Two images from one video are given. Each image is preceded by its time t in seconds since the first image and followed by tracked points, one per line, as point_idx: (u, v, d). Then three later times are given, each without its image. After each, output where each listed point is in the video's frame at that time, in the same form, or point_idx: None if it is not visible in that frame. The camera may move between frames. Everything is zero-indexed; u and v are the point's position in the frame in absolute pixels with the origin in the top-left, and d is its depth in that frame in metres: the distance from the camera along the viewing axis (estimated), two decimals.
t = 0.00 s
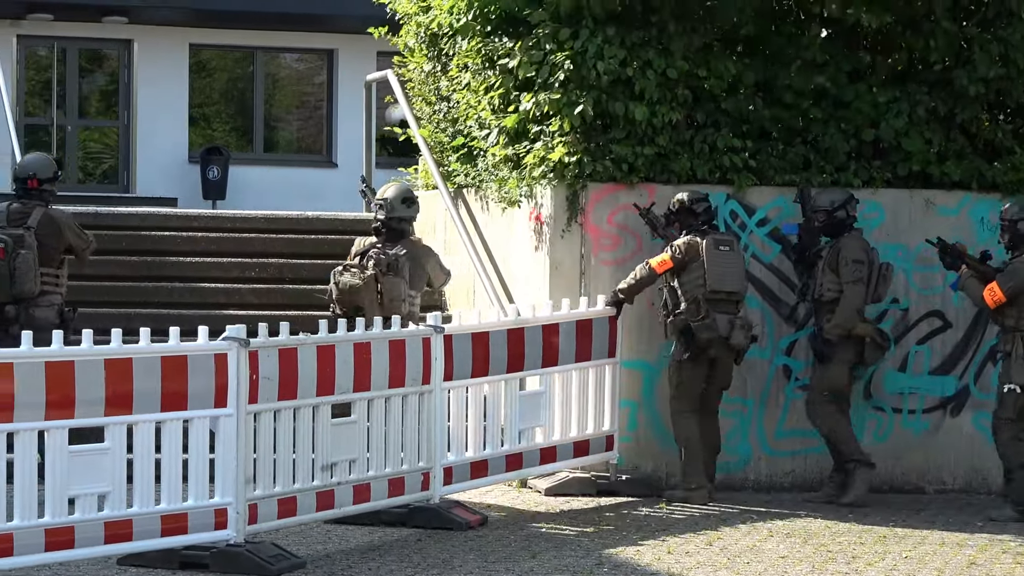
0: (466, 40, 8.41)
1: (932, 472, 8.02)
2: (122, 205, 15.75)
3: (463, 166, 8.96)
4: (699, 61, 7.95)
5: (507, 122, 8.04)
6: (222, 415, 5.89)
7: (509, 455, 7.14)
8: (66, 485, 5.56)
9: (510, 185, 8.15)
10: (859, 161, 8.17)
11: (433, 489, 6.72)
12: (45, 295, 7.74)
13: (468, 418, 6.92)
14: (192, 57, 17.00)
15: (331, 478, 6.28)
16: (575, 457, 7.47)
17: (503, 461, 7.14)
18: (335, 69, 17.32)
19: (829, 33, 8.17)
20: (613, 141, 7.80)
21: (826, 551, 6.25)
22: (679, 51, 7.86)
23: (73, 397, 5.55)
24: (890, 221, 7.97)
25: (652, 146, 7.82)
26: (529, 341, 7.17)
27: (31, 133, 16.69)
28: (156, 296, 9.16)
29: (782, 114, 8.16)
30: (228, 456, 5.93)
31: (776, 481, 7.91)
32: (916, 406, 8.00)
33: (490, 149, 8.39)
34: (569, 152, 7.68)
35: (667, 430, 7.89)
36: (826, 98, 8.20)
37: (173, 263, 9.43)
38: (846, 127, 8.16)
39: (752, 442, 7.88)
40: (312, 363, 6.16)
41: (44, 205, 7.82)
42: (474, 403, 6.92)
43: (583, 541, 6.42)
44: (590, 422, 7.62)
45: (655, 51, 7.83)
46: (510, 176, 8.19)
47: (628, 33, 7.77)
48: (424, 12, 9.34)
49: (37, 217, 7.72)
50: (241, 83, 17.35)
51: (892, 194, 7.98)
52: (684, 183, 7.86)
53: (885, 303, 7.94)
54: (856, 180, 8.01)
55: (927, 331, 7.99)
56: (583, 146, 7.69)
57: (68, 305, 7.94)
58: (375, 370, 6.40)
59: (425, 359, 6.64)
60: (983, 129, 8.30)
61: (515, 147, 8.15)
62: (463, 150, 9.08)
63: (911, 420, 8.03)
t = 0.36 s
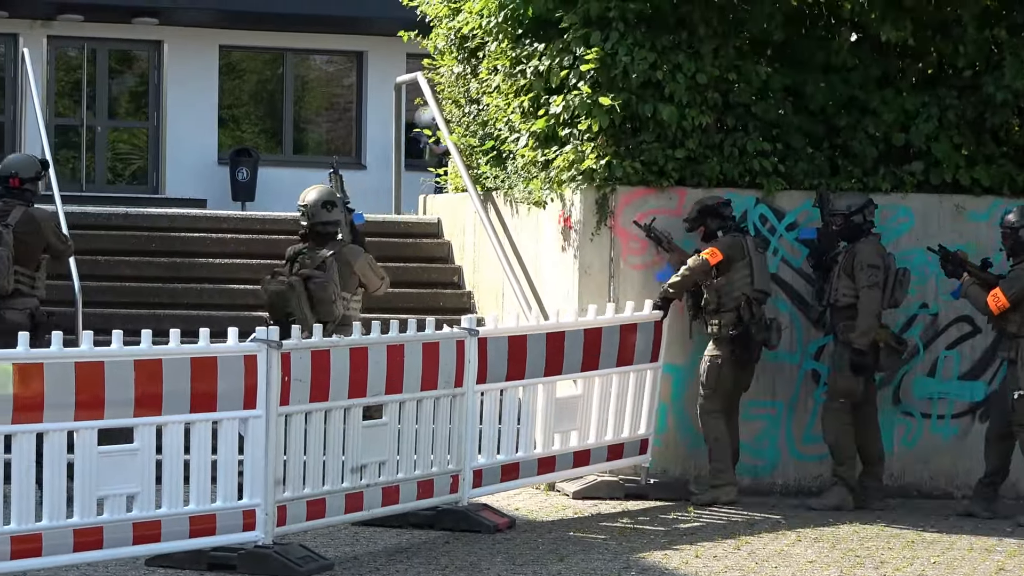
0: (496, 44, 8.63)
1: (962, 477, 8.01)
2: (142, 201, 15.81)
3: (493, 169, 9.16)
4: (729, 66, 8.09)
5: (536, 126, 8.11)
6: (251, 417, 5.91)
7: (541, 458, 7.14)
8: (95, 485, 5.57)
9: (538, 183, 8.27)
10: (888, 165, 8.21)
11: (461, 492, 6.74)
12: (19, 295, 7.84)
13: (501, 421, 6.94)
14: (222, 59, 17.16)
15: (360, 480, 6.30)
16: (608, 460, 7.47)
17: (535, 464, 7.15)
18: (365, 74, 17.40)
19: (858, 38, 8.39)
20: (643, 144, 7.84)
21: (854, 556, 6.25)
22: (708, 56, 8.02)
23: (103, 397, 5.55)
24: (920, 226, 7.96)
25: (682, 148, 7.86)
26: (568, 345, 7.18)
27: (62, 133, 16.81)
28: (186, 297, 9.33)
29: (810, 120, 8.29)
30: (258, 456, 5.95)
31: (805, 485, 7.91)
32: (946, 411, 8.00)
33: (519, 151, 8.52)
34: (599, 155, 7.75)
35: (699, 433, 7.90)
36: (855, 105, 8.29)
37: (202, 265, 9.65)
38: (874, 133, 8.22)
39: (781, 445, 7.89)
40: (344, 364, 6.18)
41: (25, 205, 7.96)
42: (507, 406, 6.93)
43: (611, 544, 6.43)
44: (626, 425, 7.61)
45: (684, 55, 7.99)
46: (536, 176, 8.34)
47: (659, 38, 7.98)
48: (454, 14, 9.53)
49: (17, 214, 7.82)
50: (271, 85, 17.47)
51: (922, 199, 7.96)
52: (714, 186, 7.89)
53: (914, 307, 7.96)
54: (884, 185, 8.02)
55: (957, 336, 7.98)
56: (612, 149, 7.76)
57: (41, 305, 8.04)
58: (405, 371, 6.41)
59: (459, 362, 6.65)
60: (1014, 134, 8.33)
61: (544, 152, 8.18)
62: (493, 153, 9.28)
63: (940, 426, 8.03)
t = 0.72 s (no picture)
0: (527, 38, 8.54)
1: (992, 472, 8.04)
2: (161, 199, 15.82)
3: (523, 164, 9.23)
4: (759, 60, 8.04)
5: (568, 121, 8.13)
6: (281, 411, 5.92)
7: (571, 453, 7.16)
8: (126, 480, 5.58)
9: (569, 182, 8.26)
10: (918, 160, 8.25)
11: (491, 487, 6.75)
12: (24, 289, 7.85)
13: (531, 415, 6.96)
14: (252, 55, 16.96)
15: (390, 474, 6.31)
16: (638, 455, 7.49)
17: (564, 459, 7.17)
18: (394, 68, 17.21)
19: (888, 33, 8.34)
20: (672, 139, 7.85)
21: (884, 551, 6.25)
22: (738, 50, 7.98)
23: (134, 391, 5.56)
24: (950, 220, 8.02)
25: (712, 144, 7.88)
26: (601, 339, 7.19)
27: (91, 129, 16.60)
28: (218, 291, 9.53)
29: (839, 114, 8.24)
30: (288, 452, 5.95)
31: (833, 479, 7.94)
32: (976, 406, 8.03)
33: (550, 144, 8.54)
34: (629, 152, 7.72)
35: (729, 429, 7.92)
36: (885, 99, 8.27)
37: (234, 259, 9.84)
38: (905, 128, 8.24)
39: (810, 440, 7.92)
40: (374, 359, 6.18)
41: (25, 199, 7.96)
42: (537, 401, 6.95)
43: (641, 539, 6.43)
44: (656, 421, 7.62)
45: (715, 49, 7.94)
46: (567, 174, 8.38)
47: (688, 33, 7.93)
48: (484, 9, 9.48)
49: (17, 209, 7.86)
50: (301, 80, 17.28)
51: (952, 194, 8.03)
52: (744, 180, 7.93)
53: (944, 303, 8.01)
54: (915, 180, 8.07)
55: (987, 331, 8.02)
56: (642, 145, 7.74)
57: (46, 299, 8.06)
58: (435, 366, 6.41)
59: (489, 357, 6.67)
60: None
61: (574, 147, 8.30)
62: (522, 148, 9.35)
63: (970, 421, 8.06)
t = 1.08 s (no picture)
0: (554, 44, 8.73)
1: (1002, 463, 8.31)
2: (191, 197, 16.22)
3: (551, 166, 9.49)
4: (779, 64, 8.28)
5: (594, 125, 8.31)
6: (317, 405, 6.15)
7: (596, 445, 7.39)
8: (169, 472, 5.80)
9: (597, 185, 8.50)
10: (932, 160, 8.51)
11: (520, 477, 6.99)
12: (43, 287, 8.14)
13: (558, 408, 7.20)
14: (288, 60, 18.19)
15: (422, 466, 6.55)
16: (661, 447, 7.70)
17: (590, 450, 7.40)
18: (425, 71, 18.48)
19: (905, 38, 8.55)
20: (695, 142, 8.07)
21: (898, 539, 6.50)
22: (760, 54, 8.20)
23: (175, 386, 5.78)
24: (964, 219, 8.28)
25: (734, 146, 8.11)
26: (622, 333, 7.43)
27: (134, 132, 17.64)
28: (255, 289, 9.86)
29: (857, 117, 8.46)
30: (324, 444, 6.21)
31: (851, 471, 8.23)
32: (988, 399, 8.27)
33: (576, 150, 8.74)
34: (652, 150, 7.97)
35: (747, 422, 8.17)
36: (900, 103, 8.54)
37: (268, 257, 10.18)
38: (920, 129, 8.50)
39: (828, 434, 8.20)
40: (407, 355, 6.43)
41: (47, 200, 8.19)
42: (563, 394, 7.19)
43: (664, 528, 6.69)
44: (678, 413, 7.84)
45: (737, 54, 8.16)
46: (594, 176, 8.55)
47: (711, 37, 8.13)
48: (513, 14, 9.66)
49: (37, 210, 8.11)
50: (335, 84, 18.47)
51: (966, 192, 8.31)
52: (764, 181, 8.19)
53: (958, 299, 8.25)
54: (929, 180, 8.36)
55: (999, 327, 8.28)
56: (666, 147, 7.98)
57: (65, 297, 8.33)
58: (465, 361, 6.68)
59: (517, 351, 6.91)
60: None
61: (600, 148, 8.42)
62: (550, 150, 9.59)
63: (981, 413, 8.31)
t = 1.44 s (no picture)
0: (575, 83, 10.49)
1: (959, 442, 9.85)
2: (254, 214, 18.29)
3: (573, 186, 11.21)
4: (768, 99, 9.99)
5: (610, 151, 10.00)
6: (372, 391, 7.45)
7: (612, 426, 8.76)
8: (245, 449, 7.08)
9: (613, 201, 10.14)
10: (902, 181, 10.10)
11: (546, 453, 8.36)
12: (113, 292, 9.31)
13: (577, 395, 8.56)
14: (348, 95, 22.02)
15: (462, 443, 7.87)
16: (668, 427, 9.09)
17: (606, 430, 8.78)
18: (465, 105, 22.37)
19: (877, 77, 10.24)
20: (697, 164, 9.75)
21: (872, 508, 7.90)
22: (753, 91, 9.93)
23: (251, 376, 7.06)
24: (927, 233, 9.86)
25: (730, 169, 9.78)
26: (635, 336, 8.81)
27: (215, 157, 21.48)
28: (321, 292, 11.79)
29: (836, 143, 10.16)
30: (378, 426, 7.48)
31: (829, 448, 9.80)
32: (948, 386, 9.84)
33: (594, 171, 10.45)
34: (661, 175, 9.66)
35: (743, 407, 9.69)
36: (875, 132, 10.18)
37: (331, 267, 12.17)
38: (890, 155, 10.10)
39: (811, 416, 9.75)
40: (449, 349, 7.74)
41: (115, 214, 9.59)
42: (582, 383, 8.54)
43: (670, 497, 8.05)
44: (682, 399, 9.24)
45: (733, 90, 9.90)
46: (610, 195, 10.23)
47: (711, 76, 9.90)
48: (540, 56, 11.42)
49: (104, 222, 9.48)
50: (387, 116, 22.29)
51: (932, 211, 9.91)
52: (757, 199, 9.82)
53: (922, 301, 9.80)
54: (898, 199, 9.94)
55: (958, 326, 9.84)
56: (671, 168, 9.67)
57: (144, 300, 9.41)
58: (499, 355, 7.98)
59: (544, 346, 8.26)
60: (1008, 157, 10.26)
61: (615, 172, 10.12)
62: (572, 171, 11.37)
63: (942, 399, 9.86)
